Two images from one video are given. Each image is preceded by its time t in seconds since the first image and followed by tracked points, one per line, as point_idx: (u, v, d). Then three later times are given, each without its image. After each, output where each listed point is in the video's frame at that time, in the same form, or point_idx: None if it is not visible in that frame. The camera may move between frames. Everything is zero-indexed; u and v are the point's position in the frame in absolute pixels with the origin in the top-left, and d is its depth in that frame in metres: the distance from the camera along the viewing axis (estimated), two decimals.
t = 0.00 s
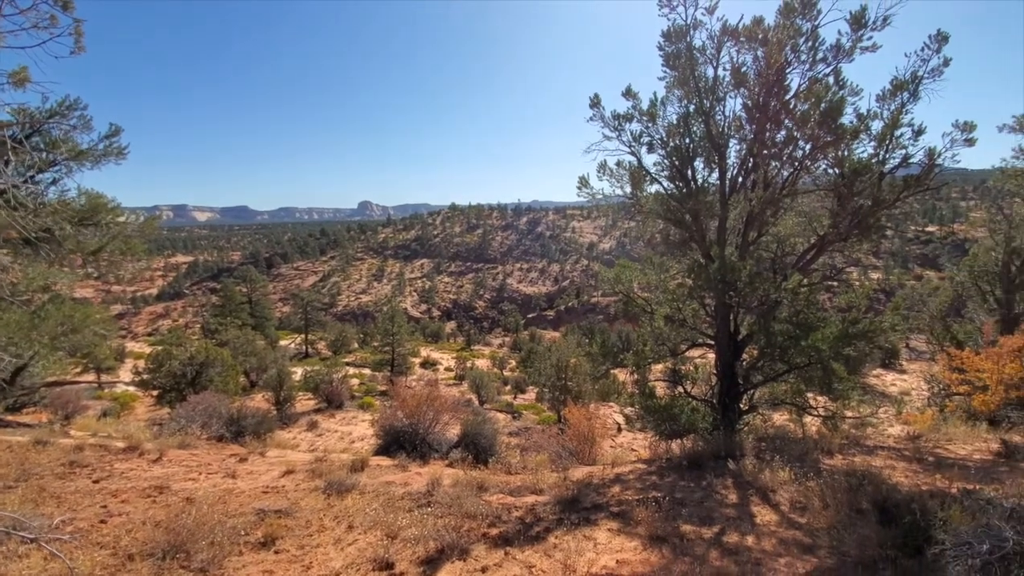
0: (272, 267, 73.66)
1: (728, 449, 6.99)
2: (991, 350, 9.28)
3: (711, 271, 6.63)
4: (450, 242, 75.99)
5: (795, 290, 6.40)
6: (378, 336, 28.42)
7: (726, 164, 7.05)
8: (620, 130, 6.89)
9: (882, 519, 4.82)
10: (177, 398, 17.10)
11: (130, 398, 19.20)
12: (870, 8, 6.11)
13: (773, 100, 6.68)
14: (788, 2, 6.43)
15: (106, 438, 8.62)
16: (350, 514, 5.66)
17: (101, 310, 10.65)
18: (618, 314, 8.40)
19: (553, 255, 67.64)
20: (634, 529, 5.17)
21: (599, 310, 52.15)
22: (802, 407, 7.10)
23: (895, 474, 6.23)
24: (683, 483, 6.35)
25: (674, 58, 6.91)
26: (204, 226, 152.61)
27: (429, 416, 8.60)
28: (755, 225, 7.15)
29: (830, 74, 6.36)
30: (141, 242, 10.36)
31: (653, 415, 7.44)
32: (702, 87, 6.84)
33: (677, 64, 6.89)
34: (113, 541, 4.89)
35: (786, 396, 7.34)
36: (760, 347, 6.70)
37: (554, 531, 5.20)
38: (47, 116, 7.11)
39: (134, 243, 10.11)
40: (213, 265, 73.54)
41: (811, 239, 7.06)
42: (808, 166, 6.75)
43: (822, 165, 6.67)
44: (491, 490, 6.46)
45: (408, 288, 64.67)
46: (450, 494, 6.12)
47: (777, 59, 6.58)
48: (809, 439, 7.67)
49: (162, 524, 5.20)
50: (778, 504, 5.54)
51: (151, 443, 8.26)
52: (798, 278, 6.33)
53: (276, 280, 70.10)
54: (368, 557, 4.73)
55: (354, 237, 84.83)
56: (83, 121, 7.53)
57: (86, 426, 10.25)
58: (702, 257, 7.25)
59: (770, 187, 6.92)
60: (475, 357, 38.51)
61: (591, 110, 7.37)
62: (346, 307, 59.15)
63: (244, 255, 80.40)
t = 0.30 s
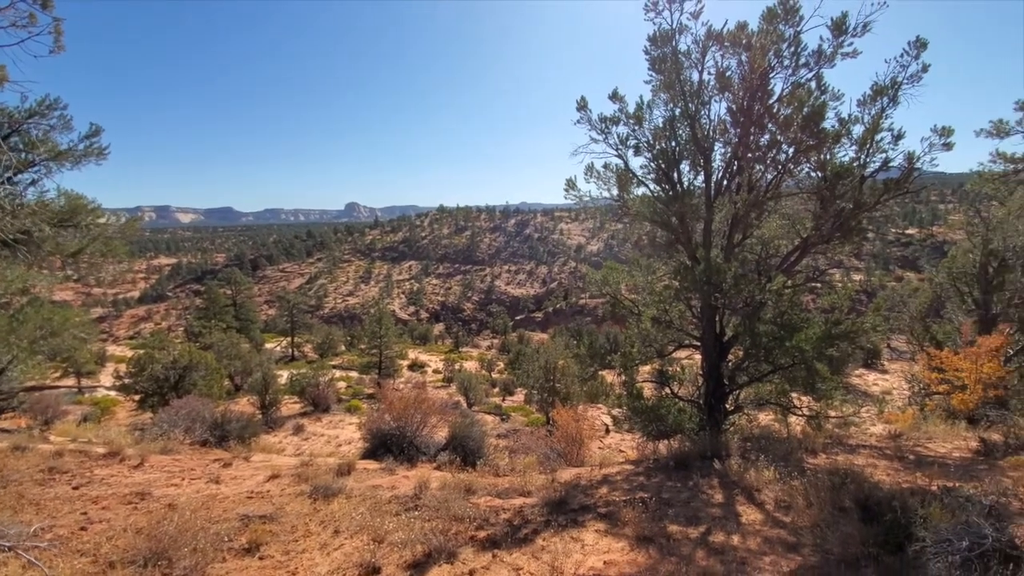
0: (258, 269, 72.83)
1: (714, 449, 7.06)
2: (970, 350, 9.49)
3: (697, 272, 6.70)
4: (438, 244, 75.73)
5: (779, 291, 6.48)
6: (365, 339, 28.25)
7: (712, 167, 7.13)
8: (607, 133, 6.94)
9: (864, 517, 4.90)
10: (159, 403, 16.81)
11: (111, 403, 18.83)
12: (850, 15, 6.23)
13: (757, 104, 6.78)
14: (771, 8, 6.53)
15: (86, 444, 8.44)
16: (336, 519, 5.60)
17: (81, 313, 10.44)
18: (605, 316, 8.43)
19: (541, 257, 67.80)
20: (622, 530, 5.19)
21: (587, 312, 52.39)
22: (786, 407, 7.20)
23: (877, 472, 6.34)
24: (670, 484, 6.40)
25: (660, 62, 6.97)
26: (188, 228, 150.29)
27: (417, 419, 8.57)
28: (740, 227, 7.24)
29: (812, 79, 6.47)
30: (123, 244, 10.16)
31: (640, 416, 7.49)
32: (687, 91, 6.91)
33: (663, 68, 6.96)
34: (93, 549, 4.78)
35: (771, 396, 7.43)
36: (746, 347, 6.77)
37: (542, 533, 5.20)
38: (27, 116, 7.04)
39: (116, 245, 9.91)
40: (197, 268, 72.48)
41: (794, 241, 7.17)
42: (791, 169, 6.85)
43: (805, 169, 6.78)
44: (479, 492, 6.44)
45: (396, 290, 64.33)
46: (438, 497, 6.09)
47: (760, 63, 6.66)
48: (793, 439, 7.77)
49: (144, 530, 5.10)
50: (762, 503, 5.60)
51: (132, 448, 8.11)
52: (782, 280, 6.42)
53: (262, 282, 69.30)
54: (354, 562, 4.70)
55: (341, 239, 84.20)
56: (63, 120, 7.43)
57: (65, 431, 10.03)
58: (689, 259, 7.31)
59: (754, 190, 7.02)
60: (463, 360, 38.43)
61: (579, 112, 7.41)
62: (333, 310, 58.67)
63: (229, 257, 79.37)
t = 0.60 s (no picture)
0: (238, 271, 71.62)
1: (696, 449, 7.15)
2: (943, 350, 9.76)
3: (679, 274, 6.78)
4: (422, 245, 75.31)
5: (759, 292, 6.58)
6: (348, 341, 27.96)
7: (693, 170, 7.23)
8: (590, 135, 6.98)
9: (841, 514, 5.01)
10: (135, 407, 16.41)
11: (85, 407, 18.33)
12: (827, 22, 6.37)
13: (737, 108, 6.90)
14: (750, 14, 6.64)
15: (59, 450, 8.21)
16: (318, 523, 5.53)
17: (53, 315, 10.14)
18: (589, 317, 8.48)
19: (525, 259, 67.93)
20: (605, 529, 5.22)
21: (572, 314, 52.64)
22: (766, 406, 7.32)
23: (853, 469, 6.49)
24: (652, 483, 6.45)
25: (642, 66, 7.04)
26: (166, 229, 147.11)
27: (401, 421, 8.51)
28: (721, 230, 7.34)
29: (791, 85, 6.59)
30: (98, 244, 9.90)
31: (624, 416, 7.54)
32: (669, 95, 7.00)
33: (645, 72, 7.03)
34: (66, 557, 4.65)
35: (751, 396, 7.55)
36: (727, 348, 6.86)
37: (526, 534, 5.21)
38: None
39: (90, 245, 9.65)
40: (175, 269, 70.93)
41: (773, 243, 7.29)
42: (770, 172, 6.98)
43: (784, 172, 6.90)
44: (463, 494, 6.43)
45: (380, 291, 63.81)
46: (422, 499, 6.06)
47: (740, 69, 6.77)
48: (773, 437, 7.91)
49: (119, 538, 4.97)
50: (743, 501, 5.69)
51: (107, 454, 7.90)
52: (762, 281, 6.52)
53: (243, 283, 68.14)
54: (336, 567, 4.64)
55: (324, 240, 83.27)
56: (35, 117, 7.23)
57: (35, 437, 9.73)
58: (671, 260, 7.39)
59: (735, 193, 7.13)
60: (448, 361, 38.30)
61: (562, 114, 7.45)
62: (315, 312, 57.97)
63: (209, 258, 77.93)
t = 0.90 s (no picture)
0: (216, 271, 70.24)
1: (677, 447, 7.24)
2: (914, 348, 10.04)
3: (661, 275, 6.85)
4: (406, 245, 74.79)
5: (739, 293, 6.69)
6: (330, 342, 27.63)
7: (674, 172, 7.32)
8: (573, 137, 7.02)
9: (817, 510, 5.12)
10: (109, 411, 15.98)
11: (56, 412, 17.78)
12: (803, 28, 6.50)
13: (717, 112, 7.01)
14: (729, 19, 6.75)
15: (29, 456, 7.95)
16: (298, 528, 5.45)
17: (22, 317, 9.83)
18: (572, 317, 8.51)
19: (509, 259, 67.96)
20: (587, 529, 5.25)
21: (555, 315, 52.86)
22: (746, 405, 7.45)
23: (829, 466, 6.63)
24: (634, 482, 6.51)
25: (624, 68, 7.10)
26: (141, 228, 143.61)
27: (383, 423, 8.45)
28: (702, 231, 7.44)
29: (769, 89, 6.71)
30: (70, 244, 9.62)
31: (607, 416, 7.61)
32: (650, 98, 7.08)
33: (626, 75, 7.09)
34: (35, 566, 4.50)
35: (731, 395, 7.67)
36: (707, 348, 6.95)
37: (509, 535, 5.21)
38: None
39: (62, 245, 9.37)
40: (150, 270, 69.17)
41: (752, 244, 7.42)
42: (749, 175, 7.10)
43: (762, 175, 7.03)
44: (446, 496, 6.40)
45: (363, 292, 63.19)
46: (404, 502, 6.02)
47: (719, 73, 6.87)
48: (752, 436, 8.04)
49: (93, 545, 4.84)
50: (723, 499, 5.78)
51: (79, 459, 7.68)
52: (741, 282, 6.62)
53: (221, 285, 66.83)
54: (317, 571, 4.58)
55: (305, 240, 82.14)
56: (3, 114, 6.98)
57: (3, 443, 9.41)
58: (653, 262, 7.47)
59: (714, 195, 7.24)
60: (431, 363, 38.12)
61: (545, 116, 7.48)
62: (296, 313, 57.15)
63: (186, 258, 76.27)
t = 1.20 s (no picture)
0: (192, 272, 68.72)
1: (658, 446, 7.32)
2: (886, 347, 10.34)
3: (642, 275, 6.93)
4: (388, 245, 74.16)
5: (718, 293, 6.79)
6: (310, 343, 27.25)
7: (655, 174, 7.39)
8: (555, 137, 7.05)
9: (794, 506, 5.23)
10: (79, 415, 15.51)
11: (23, 416, 17.19)
12: (779, 34, 6.64)
13: (696, 115, 7.11)
14: (708, 23, 6.86)
15: None
16: (276, 532, 5.37)
17: None
18: (555, 318, 8.54)
19: (492, 260, 67.99)
20: (569, 528, 5.28)
21: (538, 315, 53.01)
22: (725, 403, 7.57)
23: (805, 462, 6.79)
24: (616, 481, 6.57)
25: (605, 70, 7.15)
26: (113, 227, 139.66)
27: (364, 424, 8.37)
28: (682, 232, 7.53)
29: (746, 93, 6.84)
30: (39, 243, 9.30)
31: (588, 415, 7.66)
32: (631, 100, 7.16)
33: (608, 77, 7.14)
34: None
35: (710, 394, 7.79)
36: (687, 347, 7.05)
37: (491, 536, 5.21)
38: None
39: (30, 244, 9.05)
40: (123, 270, 67.25)
41: (731, 245, 7.54)
42: (727, 177, 7.21)
43: (740, 177, 7.14)
44: (428, 497, 6.36)
45: (344, 293, 62.46)
46: (385, 504, 5.97)
47: (699, 76, 6.98)
48: (731, 433, 8.18)
49: (61, 553, 4.69)
50: (702, 496, 5.86)
51: (48, 465, 7.44)
52: (719, 282, 6.73)
53: (197, 285, 65.40)
54: None
55: (284, 240, 80.84)
56: None
57: None
58: (633, 262, 7.54)
59: (694, 197, 7.35)
60: (414, 363, 37.92)
61: (527, 116, 7.50)
62: (275, 314, 56.21)
63: (160, 258, 74.43)
